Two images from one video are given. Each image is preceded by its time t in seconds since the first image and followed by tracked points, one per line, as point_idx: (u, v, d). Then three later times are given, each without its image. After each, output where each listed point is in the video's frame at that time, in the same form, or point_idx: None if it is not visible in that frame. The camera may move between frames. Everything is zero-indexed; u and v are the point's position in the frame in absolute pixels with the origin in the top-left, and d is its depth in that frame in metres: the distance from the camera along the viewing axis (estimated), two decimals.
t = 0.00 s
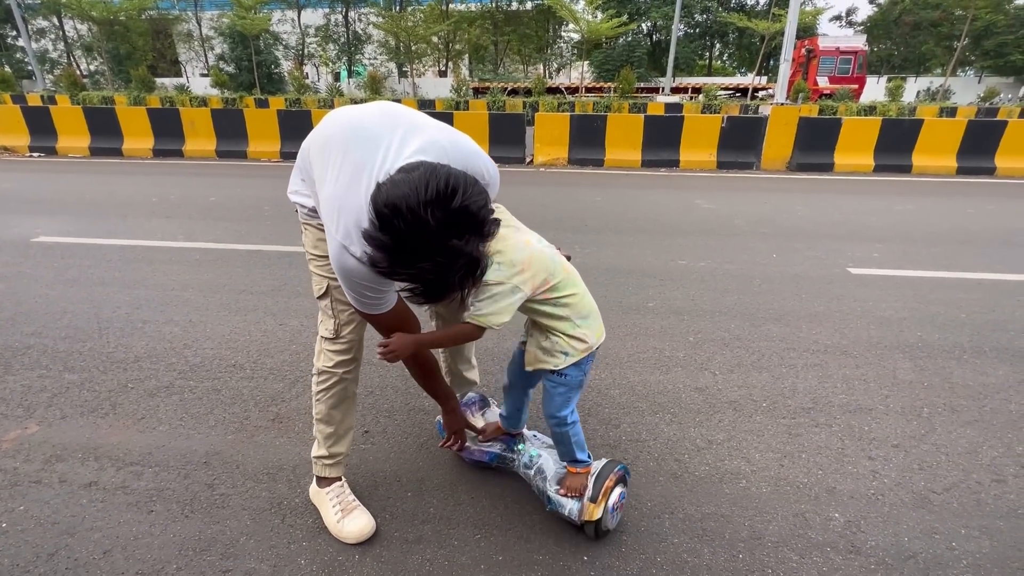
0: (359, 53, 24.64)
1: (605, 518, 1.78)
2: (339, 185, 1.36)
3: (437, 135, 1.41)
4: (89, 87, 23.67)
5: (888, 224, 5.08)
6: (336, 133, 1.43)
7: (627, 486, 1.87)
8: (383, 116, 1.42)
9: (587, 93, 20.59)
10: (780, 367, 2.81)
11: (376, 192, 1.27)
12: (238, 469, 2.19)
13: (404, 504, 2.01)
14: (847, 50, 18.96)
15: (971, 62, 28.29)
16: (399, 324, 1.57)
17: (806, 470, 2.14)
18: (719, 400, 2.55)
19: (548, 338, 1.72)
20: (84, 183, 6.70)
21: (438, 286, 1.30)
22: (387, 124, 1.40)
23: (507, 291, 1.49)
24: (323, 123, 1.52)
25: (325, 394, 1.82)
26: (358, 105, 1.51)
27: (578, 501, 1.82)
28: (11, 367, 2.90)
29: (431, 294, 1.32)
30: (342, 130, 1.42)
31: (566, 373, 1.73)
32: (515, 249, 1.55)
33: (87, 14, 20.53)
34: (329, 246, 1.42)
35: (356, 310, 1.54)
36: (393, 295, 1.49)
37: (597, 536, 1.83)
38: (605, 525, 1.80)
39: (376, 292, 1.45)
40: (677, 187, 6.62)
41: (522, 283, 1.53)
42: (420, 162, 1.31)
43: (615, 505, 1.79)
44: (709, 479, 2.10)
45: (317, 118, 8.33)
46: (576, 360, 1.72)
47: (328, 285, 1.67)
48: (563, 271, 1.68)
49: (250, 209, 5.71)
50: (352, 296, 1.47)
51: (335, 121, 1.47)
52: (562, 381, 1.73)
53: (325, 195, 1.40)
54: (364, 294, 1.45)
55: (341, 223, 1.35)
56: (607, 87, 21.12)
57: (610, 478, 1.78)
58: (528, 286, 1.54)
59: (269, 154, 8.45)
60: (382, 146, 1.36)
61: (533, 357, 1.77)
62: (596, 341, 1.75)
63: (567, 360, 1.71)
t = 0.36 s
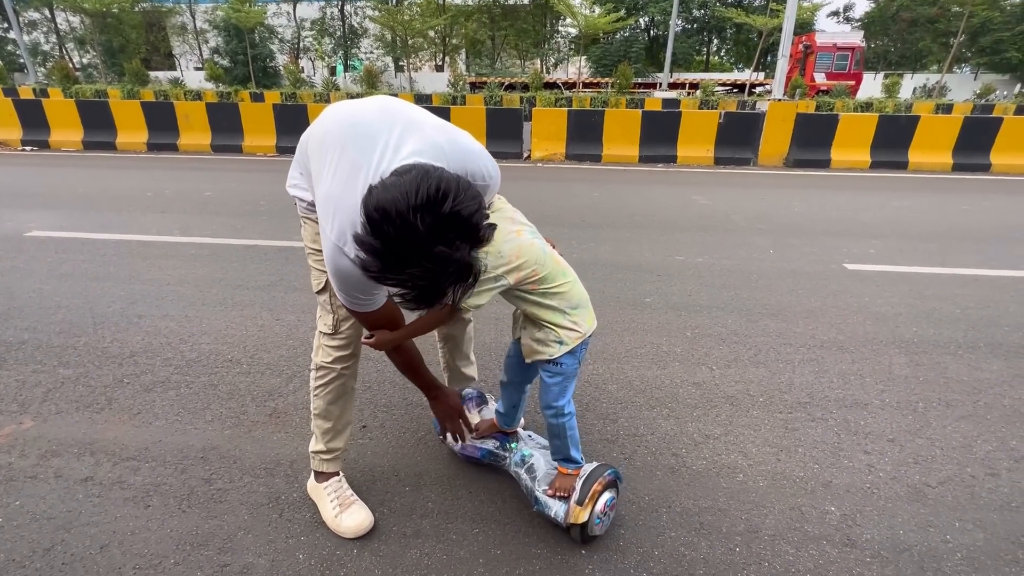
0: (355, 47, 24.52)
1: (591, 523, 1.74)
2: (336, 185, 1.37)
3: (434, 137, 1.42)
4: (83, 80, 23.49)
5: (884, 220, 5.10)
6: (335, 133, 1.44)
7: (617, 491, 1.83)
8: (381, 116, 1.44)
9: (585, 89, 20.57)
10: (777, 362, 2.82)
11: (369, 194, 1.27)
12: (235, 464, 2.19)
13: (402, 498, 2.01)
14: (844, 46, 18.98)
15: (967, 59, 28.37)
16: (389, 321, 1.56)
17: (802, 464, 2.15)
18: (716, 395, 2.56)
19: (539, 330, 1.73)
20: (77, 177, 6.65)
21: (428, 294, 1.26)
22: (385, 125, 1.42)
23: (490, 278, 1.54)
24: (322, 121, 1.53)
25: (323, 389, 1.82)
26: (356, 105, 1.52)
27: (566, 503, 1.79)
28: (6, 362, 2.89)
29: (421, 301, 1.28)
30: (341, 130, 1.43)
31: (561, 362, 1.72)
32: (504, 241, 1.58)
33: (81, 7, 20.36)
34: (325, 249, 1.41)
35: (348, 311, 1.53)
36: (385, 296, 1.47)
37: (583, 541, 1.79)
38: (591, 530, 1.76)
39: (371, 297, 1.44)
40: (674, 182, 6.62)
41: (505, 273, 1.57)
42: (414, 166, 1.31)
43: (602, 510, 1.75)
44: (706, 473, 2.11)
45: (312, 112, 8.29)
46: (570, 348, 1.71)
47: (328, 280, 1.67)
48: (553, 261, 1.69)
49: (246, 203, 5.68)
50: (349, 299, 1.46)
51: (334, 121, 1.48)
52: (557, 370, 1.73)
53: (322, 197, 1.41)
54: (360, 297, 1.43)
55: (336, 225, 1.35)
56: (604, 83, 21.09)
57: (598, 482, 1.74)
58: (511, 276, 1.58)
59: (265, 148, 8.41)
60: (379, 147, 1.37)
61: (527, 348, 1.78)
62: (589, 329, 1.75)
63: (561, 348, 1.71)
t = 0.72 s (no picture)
0: (346, 37, 24.25)
1: (592, 514, 1.75)
2: (344, 204, 1.35)
3: (437, 144, 1.39)
4: (68, 70, 23.12)
5: (876, 214, 5.11)
6: (335, 149, 1.42)
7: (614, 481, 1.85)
8: (378, 127, 1.40)
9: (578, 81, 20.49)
10: (770, 356, 2.83)
11: (380, 214, 1.25)
12: (227, 460, 2.17)
13: (396, 494, 2.00)
14: (837, 39, 19.02)
15: (958, 52, 28.50)
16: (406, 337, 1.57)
17: (795, 457, 2.16)
18: (710, 389, 2.56)
19: (534, 324, 1.72)
20: (63, 169, 6.54)
21: (447, 310, 1.26)
22: (383, 135, 1.39)
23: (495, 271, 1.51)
24: (319, 135, 1.50)
25: (320, 386, 1.80)
26: (349, 113, 1.49)
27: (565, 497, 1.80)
28: None
29: (440, 318, 1.28)
30: (340, 146, 1.41)
31: (557, 356, 1.72)
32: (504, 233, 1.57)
33: None
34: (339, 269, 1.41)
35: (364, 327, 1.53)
36: (403, 313, 1.47)
37: (584, 533, 1.80)
38: (592, 521, 1.77)
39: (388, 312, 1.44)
40: (668, 175, 6.61)
41: (508, 267, 1.55)
42: (421, 181, 1.29)
43: (602, 501, 1.76)
44: (700, 467, 2.11)
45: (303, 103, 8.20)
46: (567, 342, 1.72)
47: (326, 276, 1.65)
48: (550, 254, 1.68)
49: (236, 196, 5.62)
50: (367, 316, 1.46)
51: (331, 134, 1.46)
52: (554, 364, 1.73)
53: (330, 216, 1.40)
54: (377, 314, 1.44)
55: (348, 246, 1.34)
56: (598, 74, 21.01)
57: (597, 473, 1.75)
58: (514, 270, 1.56)
59: (255, 140, 8.32)
60: (380, 161, 1.35)
61: (522, 344, 1.76)
62: (582, 322, 1.76)
63: (557, 342, 1.70)
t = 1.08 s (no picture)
0: (349, 35, 24.25)
1: (607, 496, 1.82)
2: (367, 199, 1.37)
3: (457, 142, 1.43)
4: (72, 69, 23.23)
5: (880, 210, 5.11)
6: (354, 145, 1.43)
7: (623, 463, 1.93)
8: (399, 125, 1.43)
9: (581, 78, 20.47)
10: (774, 352, 2.84)
11: (411, 210, 1.28)
12: (236, 456, 2.20)
13: (404, 488, 2.03)
14: (840, 35, 18.93)
15: (964, 48, 28.35)
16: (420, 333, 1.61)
17: (798, 452, 2.17)
18: (713, 385, 2.58)
19: (541, 318, 1.74)
20: (69, 169, 6.59)
21: (477, 301, 1.30)
22: (403, 133, 1.42)
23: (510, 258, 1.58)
24: (335, 131, 1.51)
25: (329, 382, 1.82)
26: (365, 109, 1.50)
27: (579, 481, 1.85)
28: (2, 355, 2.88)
29: (469, 309, 1.32)
30: (360, 142, 1.43)
31: (565, 349, 1.74)
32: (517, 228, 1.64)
33: None
34: (360, 263, 1.42)
35: (378, 319, 1.55)
36: (421, 304, 1.51)
37: (598, 515, 1.87)
38: (606, 503, 1.84)
39: (407, 305, 1.48)
40: (671, 172, 6.62)
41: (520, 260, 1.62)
42: (448, 178, 1.33)
43: (615, 483, 1.83)
44: (703, 462, 2.13)
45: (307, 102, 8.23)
46: (573, 335, 1.73)
47: (336, 274, 1.67)
48: (559, 249, 1.73)
49: (241, 195, 5.65)
50: (386, 308, 1.49)
51: (349, 131, 1.47)
52: (561, 357, 1.74)
53: (350, 211, 1.41)
54: (396, 306, 1.47)
55: (372, 240, 1.36)
56: (601, 72, 20.97)
57: (610, 456, 1.81)
58: (527, 262, 1.64)
59: (259, 139, 8.36)
60: (404, 158, 1.38)
61: (528, 337, 1.79)
62: (589, 317, 1.78)
63: (564, 335, 1.72)
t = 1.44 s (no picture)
0: (345, 38, 24.28)
1: (609, 492, 1.85)
2: (373, 204, 1.37)
3: (465, 153, 1.46)
4: (67, 71, 23.17)
5: (875, 213, 5.14)
6: (361, 153, 1.44)
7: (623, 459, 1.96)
8: (408, 134, 1.45)
9: (577, 81, 20.53)
10: (770, 354, 2.86)
11: (424, 215, 1.28)
12: (233, 459, 2.19)
13: (401, 492, 2.03)
14: (835, 38, 18.97)
15: (957, 51, 28.55)
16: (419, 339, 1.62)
17: (795, 454, 2.18)
18: (710, 387, 2.59)
19: (545, 320, 1.75)
20: (64, 171, 6.56)
21: (489, 305, 1.32)
22: (411, 141, 1.43)
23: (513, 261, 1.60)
24: (341, 139, 1.52)
25: (327, 386, 1.82)
26: (370, 118, 1.52)
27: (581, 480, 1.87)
28: None
29: (480, 312, 1.34)
30: (368, 149, 1.43)
31: (567, 350, 1.75)
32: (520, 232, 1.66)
33: None
34: (365, 268, 1.41)
35: (377, 324, 1.55)
36: (424, 311, 1.51)
37: (601, 511, 1.90)
38: (609, 499, 1.87)
39: (410, 311, 1.48)
40: (668, 175, 6.64)
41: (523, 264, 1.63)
42: (459, 185, 1.35)
43: (617, 479, 1.87)
44: (700, 464, 2.14)
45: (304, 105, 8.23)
46: (576, 336, 1.75)
47: (334, 278, 1.67)
48: (559, 254, 1.76)
49: (238, 197, 5.64)
50: (388, 314, 1.48)
51: (356, 139, 1.48)
52: (565, 358, 1.76)
53: (357, 216, 1.41)
54: (399, 313, 1.47)
55: (379, 245, 1.36)
56: (598, 74, 21.02)
57: (612, 453, 1.84)
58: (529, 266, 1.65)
59: (256, 141, 8.35)
60: (413, 165, 1.39)
61: (531, 338, 1.80)
62: (591, 318, 1.80)
63: (567, 337, 1.74)
